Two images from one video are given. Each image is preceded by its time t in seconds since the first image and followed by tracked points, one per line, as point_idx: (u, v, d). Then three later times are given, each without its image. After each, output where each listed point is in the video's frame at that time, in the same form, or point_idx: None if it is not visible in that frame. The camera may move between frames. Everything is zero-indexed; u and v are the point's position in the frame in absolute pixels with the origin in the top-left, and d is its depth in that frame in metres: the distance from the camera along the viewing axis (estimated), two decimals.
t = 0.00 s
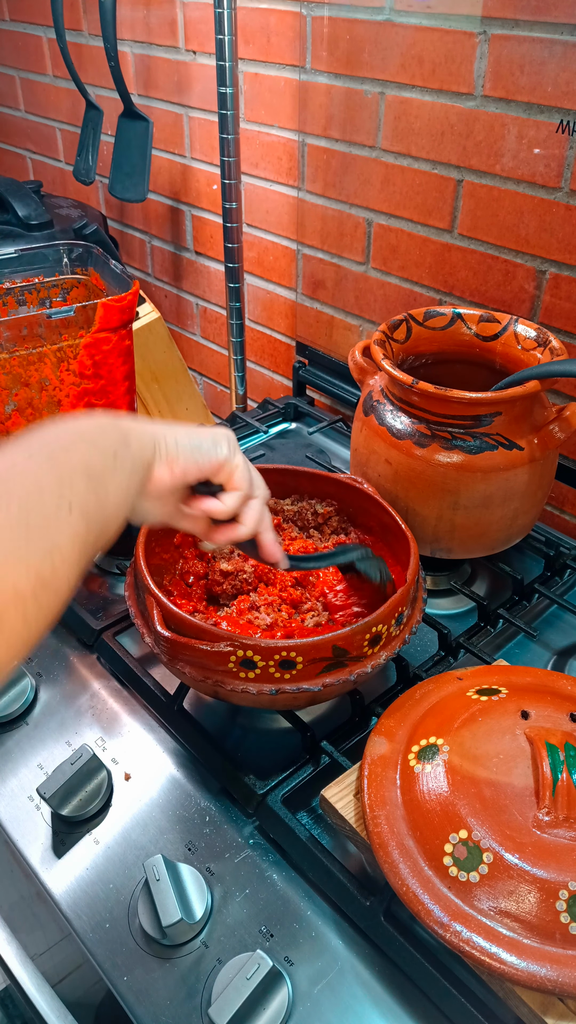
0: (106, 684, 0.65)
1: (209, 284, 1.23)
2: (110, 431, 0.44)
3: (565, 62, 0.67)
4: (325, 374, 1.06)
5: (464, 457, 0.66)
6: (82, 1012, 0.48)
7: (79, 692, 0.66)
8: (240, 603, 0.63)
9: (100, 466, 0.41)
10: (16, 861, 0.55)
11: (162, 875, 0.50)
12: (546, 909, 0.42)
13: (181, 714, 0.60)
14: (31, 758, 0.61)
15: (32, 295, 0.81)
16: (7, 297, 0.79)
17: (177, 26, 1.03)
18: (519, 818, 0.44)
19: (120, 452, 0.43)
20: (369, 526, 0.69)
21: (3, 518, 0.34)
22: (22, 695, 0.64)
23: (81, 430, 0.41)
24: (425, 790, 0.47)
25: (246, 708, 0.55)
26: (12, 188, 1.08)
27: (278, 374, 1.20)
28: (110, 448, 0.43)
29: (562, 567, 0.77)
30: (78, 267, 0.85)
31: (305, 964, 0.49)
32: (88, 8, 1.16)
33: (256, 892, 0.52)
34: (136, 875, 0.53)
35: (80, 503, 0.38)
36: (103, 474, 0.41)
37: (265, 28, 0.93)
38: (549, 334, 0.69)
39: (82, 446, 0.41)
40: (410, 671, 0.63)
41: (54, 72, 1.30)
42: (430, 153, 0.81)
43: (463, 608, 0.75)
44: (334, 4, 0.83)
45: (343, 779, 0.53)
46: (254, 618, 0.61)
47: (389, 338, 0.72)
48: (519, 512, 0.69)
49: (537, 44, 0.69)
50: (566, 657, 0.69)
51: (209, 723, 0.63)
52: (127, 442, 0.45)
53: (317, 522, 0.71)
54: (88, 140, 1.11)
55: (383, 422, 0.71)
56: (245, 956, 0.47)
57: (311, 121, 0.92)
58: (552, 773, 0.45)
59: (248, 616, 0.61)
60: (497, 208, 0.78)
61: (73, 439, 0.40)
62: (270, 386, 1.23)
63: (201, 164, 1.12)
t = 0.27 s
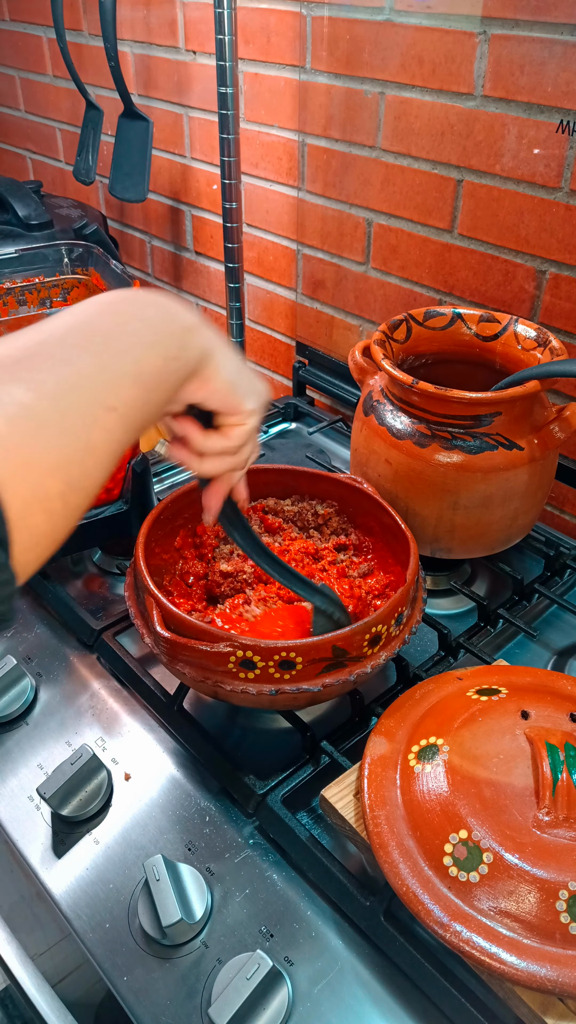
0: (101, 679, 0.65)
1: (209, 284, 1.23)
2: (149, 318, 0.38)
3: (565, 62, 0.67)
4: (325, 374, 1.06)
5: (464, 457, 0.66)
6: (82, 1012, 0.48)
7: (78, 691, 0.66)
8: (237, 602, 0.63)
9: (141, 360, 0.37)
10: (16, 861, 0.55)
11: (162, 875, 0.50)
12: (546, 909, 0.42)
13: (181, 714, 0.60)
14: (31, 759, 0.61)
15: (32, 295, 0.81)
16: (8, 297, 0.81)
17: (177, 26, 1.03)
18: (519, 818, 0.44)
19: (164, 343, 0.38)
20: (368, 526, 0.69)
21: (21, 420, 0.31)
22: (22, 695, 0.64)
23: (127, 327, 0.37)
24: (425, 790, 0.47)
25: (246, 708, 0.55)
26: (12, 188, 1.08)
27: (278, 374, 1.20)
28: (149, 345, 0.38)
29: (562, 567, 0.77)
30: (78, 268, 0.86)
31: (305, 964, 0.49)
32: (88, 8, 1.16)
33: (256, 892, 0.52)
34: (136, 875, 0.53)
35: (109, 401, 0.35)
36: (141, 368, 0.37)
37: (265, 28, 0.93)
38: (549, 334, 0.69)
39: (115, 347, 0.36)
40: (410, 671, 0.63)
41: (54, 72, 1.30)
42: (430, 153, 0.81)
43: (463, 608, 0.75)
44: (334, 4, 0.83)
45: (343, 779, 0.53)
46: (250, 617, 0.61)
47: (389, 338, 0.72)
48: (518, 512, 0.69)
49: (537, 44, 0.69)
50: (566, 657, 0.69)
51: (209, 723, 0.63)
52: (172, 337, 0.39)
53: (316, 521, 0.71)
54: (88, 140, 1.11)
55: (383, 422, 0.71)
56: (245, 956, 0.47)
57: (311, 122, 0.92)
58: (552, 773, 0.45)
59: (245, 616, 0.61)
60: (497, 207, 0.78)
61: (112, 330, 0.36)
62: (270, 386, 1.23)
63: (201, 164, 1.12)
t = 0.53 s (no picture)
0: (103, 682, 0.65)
1: (209, 284, 1.23)
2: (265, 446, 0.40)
3: (565, 62, 0.67)
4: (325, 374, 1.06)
5: (464, 457, 0.66)
6: (82, 1012, 0.48)
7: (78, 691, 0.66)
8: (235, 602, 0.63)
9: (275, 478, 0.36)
10: (16, 861, 0.55)
11: (162, 875, 0.50)
12: (546, 909, 0.42)
13: (181, 714, 0.61)
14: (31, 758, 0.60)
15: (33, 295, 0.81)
16: (9, 297, 0.79)
17: (177, 27, 1.03)
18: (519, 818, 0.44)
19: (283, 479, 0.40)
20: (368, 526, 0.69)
21: (144, 487, 0.15)
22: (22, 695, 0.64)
23: (307, 356, 0.24)
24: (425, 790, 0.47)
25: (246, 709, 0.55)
26: (12, 188, 1.08)
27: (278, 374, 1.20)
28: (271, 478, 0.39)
29: (562, 567, 0.77)
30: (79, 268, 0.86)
31: (305, 964, 0.49)
32: (88, 8, 1.16)
33: (256, 892, 0.52)
34: (136, 875, 0.53)
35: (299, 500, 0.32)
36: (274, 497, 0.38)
37: (265, 28, 0.93)
38: (549, 334, 0.69)
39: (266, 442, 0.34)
40: (410, 671, 0.63)
41: (54, 72, 1.30)
42: (430, 154, 0.81)
43: (463, 608, 0.75)
44: (334, 4, 0.83)
45: (343, 779, 0.53)
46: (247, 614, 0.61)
47: (389, 338, 0.72)
48: (519, 512, 0.69)
49: (537, 43, 0.68)
50: (566, 657, 0.69)
51: (209, 723, 0.63)
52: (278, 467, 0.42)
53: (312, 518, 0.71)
54: (88, 140, 1.11)
55: (383, 422, 0.69)
56: (244, 956, 0.47)
57: (311, 122, 0.92)
58: (552, 773, 0.45)
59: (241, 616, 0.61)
60: (497, 208, 0.78)
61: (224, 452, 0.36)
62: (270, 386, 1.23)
63: (201, 164, 1.12)
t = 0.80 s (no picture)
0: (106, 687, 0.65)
1: (209, 284, 1.23)
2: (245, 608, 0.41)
3: (565, 62, 0.67)
4: (325, 374, 1.06)
5: (464, 457, 0.66)
6: (82, 1012, 0.47)
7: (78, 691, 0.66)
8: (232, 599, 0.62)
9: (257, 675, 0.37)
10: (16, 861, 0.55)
11: (162, 875, 0.50)
12: (546, 909, 0.42)
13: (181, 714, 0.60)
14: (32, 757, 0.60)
15: (37, 296, 0.80)
16: (12, 297, 0.78)
17: (177, 26, 1.03)
18: (519, 818, 0.44)
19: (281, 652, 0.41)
20: (369, 526, 0.69)
21: None
22: (22, 695, 0.64)
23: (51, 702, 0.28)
24: (425, 789, 0.48)
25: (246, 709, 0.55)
26: (12, 188, 1.08)
27: (278, 374, 1.20)
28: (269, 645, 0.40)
29: (562, 567, 0.77)
30: (81, 267, 0.86)
31: (305, 964, 0.49)
32: (88, 8, 1.16)
33: (256, 892, 0.52)
34: (136, 875, 0.53)
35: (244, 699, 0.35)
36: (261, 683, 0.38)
37: (265, 27, 0.93)
38: (549, 334, 0.69)
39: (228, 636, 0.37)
40: (410, 671, 0.63)
41: (55, 72, 1.30)
42: (430, 153, 0.81)
43: (463, 608, 0.75)
44: (334, 4, 0.83)
45: (343, 779, 0.53)
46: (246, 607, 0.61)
47: (389, 338, 0.72)
48: (519, 512, 0.69)
49: (537, 44, 0.68)
50: (566, 657, 0.69)
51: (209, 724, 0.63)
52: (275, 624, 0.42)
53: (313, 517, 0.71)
54: (88, 140, 1.11)
55: (383, 422, 0.71)
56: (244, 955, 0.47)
57: (311, 122, 0.92)
58: (552, 773, 0.45)
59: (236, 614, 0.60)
60: (497, 207, 0.78)
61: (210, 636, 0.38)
62: (270, 386, 1.23)
63: (201, 164, 1.12)
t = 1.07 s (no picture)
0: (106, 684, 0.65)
1: (209, 284, 1.23)
2: (64, 717, 0.41)
3: (565, 62, 0.67)
4: (325, 374, 1.06)
5: (464, 457, 0.66)
6: (82, 1012, 0.48)
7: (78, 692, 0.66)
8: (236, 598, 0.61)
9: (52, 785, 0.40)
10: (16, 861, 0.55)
11: (162, 875, 0.50)
12: (546, 908, 0.42)
13: (181, 714, 0.60)
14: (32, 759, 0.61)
15: (37, 296, 0.80)
16: (13, 297, 0.78)
17: (177, 26, 1.03)
18: (519, 818, 0.44)
19: (99, 754, 0.42)
20: (370, 526, 0.69)
21: None
22: (22, 695, 0.64)
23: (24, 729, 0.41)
24: (425, 790, 0.48)
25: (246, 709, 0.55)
26: (12, 188, 1.08)
27: (278, 374, 1.20)
28: (93, 747, 0.41)
29: (562, 567, 0.77)
30: (81, 267, 0.86)
31: (305, 964, 0.49)
32: (88, 8, 1.16)
33: (256, 892, 0.52)
34: (136, 875, 0.53)
35: (10, 834, 0.38)
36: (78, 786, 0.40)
37: (265, 28, 0.93)
38: (549, 334, 0.69)
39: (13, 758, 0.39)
40: (410, 671, 0.63)
41: (54, 72, 1.30)
42: (430, 153, 0.81)
43: (463, 608, 0.75)
44: (334, 4, 0.83)
45: (343, 779, 0.53)
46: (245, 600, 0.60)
47: (389, 338, 0.72)
48: (519, 512, 0.69)
49: (537, 44, 0.69)
50: (566, 657, 0.69)
51: (209, 724, 0.63)
52: (107, 718, 0.42)
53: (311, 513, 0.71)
54: (88, 140, 1.11)
55: (383, 422, 0.71)
56: (245, 956, 0.47)
57: (311, 122, 0.92)
58: (552, 773, 0.45)
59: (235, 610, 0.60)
60: (497, 207, 0.78)
61: (47, 733, 0.40)
62: (270, 386, 1.23)
63: (201, 164, 1.12)
